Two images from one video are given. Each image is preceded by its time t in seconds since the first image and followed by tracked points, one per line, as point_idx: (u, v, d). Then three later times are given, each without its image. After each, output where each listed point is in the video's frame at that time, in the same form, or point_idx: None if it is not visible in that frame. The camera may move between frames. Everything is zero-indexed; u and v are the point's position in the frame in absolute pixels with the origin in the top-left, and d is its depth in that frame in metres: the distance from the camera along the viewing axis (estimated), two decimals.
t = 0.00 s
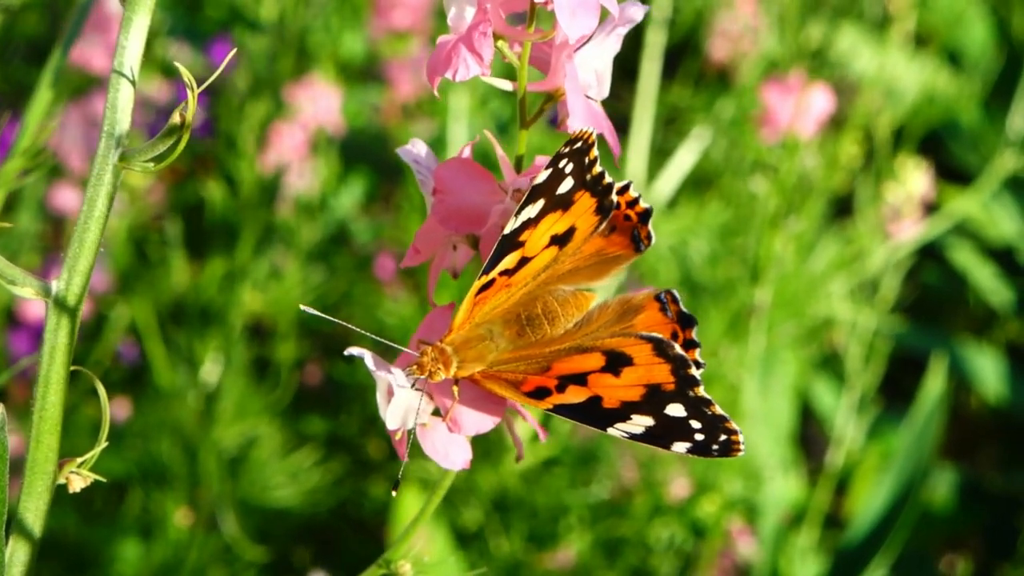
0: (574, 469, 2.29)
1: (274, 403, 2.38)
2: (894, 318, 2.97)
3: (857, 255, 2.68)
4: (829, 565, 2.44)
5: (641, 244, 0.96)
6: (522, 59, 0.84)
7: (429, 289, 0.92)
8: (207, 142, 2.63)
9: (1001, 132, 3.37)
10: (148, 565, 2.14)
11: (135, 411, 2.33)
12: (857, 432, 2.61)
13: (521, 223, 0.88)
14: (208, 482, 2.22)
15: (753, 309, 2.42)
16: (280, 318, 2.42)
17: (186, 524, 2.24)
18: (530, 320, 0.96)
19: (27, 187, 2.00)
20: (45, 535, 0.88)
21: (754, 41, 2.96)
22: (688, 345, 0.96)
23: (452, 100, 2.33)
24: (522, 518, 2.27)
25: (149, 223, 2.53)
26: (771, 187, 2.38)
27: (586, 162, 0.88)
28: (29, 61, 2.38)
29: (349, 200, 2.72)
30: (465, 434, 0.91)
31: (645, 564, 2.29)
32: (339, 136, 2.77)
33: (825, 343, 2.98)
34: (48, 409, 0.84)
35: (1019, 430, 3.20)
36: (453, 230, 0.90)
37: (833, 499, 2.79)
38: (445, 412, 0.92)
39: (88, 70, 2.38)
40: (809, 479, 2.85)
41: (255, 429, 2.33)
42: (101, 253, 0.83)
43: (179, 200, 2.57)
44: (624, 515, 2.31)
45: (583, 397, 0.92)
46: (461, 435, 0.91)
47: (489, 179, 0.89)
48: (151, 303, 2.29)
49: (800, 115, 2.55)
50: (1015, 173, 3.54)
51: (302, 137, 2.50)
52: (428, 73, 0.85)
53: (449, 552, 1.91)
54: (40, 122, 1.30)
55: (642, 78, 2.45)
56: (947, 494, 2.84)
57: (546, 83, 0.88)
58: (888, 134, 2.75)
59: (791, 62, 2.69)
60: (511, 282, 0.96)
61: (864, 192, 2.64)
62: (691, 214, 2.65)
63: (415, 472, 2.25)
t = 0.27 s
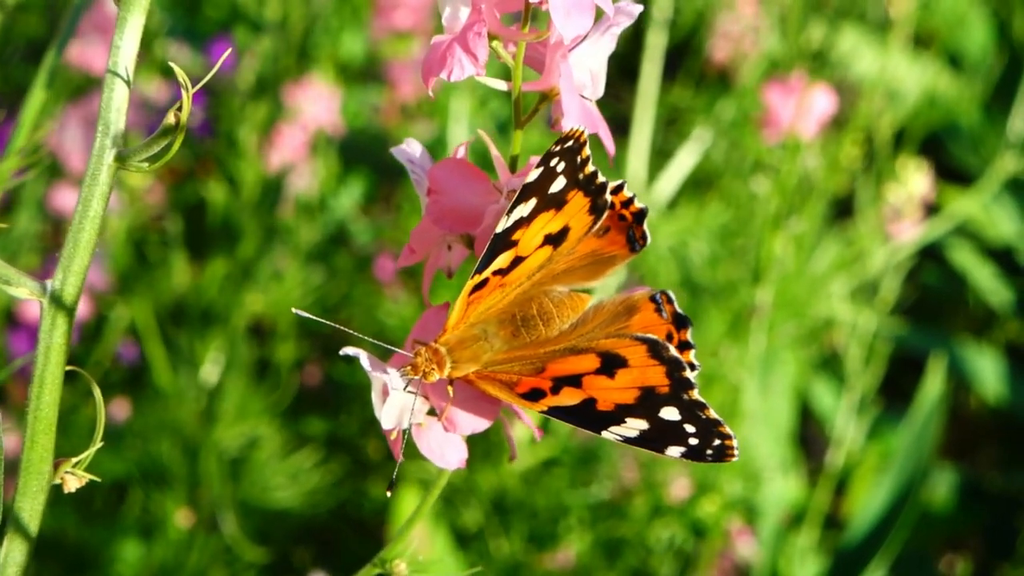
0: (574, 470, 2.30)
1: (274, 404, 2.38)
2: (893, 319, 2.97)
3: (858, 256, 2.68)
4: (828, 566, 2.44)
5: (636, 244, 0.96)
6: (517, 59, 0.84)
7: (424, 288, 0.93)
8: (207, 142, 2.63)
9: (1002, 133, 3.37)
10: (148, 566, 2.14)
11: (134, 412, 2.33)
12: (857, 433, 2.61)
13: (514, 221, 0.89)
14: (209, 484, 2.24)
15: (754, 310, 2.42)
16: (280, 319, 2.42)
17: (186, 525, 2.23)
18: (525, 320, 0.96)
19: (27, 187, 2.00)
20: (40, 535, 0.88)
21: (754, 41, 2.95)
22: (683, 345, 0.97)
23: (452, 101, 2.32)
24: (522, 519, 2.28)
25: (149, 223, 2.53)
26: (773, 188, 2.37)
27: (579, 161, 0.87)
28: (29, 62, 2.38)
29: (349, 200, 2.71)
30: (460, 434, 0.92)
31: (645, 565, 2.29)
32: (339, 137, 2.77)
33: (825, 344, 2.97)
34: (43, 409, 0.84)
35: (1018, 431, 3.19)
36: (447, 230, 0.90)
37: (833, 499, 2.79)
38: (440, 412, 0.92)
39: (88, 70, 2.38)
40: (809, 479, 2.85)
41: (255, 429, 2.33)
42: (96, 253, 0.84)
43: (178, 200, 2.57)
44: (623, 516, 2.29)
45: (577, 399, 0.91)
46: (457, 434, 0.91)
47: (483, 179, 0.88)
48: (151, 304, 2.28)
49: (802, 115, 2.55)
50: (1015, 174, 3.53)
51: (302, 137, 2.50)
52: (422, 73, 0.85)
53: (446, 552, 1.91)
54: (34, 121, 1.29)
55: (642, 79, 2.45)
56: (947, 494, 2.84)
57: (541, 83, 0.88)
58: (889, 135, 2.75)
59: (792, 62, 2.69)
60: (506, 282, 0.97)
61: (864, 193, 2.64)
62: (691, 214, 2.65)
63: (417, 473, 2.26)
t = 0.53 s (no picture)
0: (575, 469, 2.30)
1: (275, 405, 2.38)
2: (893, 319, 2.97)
3: (858, 257, 2.68)
4: (828, 565, 2.44)
5: (630, 240, 0.96)
6: (511, 56, 0.84)
7: (420, 285, 0.92)
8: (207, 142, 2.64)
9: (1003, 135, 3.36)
10: (148, 567, 2.14)
11: (135, 412, 2.33)
12: (857, 433, 2.60)
13: (510, 211, 0.88)
14: (212, 484, 2.25)
15: (755, 310, 2.41)
16: (280, 319, 2.42)
17: (187, 526, 2.23)
18: (521, 317, 0.96)
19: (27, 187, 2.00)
20: (36, 533, 0.88)
21: (755, 42, 2.95)
22: (676, 343, 0.96)
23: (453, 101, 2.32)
24: (522, 520, 2.28)
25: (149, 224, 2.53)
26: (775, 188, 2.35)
27: (574, 151, 0.87)
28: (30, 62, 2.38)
29: (349, 201, 2.72)
30: (455, 430, 0.92)
31: (646, 565, 2.28)
32: (339, 137, 2.77)
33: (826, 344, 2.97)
34: (39, 408, 0.84)
35: (1019, 431, 3.19)
36: (443, 227, 0.90)
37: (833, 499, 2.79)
38: (435, 408, 0.92)
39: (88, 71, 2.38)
40: (809, 479, 2.85)
41: (256, 429, 2.32)
42: (92, 251, 0.84)
43: (179, 200, 2.57)
44: (624, 516, 2.29)
45: (574, 394, 0.91)
46: (451, 431, 0.91)
47: (478, 176, 0.89)
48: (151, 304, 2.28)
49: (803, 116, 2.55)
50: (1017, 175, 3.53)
51: (303, 138, 2.50)
52: (418, 70, 0.86)
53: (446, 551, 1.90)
54: (31, 119, 1.29)
55: (642, 81, 2.46)
56: (947, 494, 2.84)
57: (535, 81, 0.88)
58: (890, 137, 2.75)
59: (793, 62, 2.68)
60: (500, 276, 0.97)
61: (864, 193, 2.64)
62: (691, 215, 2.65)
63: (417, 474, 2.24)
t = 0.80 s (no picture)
0: (575, 469, 2.30)
1: (275, 405, 2.38)
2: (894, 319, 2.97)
3: (859, 257, 2.68)
4: (828, 565, 2.44)
5: (629, 238, 0.96)
6: (511, 54, 0.84)
7: (420, 283, 0.93)
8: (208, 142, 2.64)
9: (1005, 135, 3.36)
10: (148, 566, 2.15)
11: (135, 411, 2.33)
12: (857, 433, 2.60)
13: (500, 210, 0.88)
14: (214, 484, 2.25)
15: (756, 310, 2.41)
16: (281, 319, 2.42)
17: (189, 525, 2.23)
18: (518, 314, 0.97)
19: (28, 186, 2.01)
20: (36, 531, 0.88)
21: (756, 42, 2.95)
22: (674, 339, 0.96)
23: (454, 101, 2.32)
24: (523, 520, 2.28)
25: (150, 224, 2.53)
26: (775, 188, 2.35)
27: (565, 149, 0.87)
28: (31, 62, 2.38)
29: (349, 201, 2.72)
30: (456, 428, 0.91)
31: (646, 566, 2.28)
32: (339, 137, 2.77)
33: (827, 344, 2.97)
34: (38, 406, 0.84)
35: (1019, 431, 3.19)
36: (442, 224, 0.90)
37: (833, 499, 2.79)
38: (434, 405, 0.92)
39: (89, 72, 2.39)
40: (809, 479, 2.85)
41: (258, 429, 2.33)
42: (91, 250, 0.84)
43: (180, 200, 2.57)
44: (624, 517, 2.29)
45: (567, 389, 0.92)
46: (452, 428, 0.91)
47: (477, 174, 0.89)
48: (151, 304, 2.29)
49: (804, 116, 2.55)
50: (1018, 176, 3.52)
51: (302, 138, 2.51)
52: (417, 67, 0.86)
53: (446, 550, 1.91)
54: (31, 118, 1.29)
55: (644, 80, 2.46)
56: (947, 494, 2.83)
57: (535, 78, 0.88)
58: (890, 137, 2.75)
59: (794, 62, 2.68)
60: (497, 274, 0.97)
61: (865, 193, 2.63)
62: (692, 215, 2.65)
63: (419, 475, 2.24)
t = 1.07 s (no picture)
0: (574, 470, 2.30)
1: (276, 405, 2.38)
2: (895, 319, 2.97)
3: (859, 258, 2.68)
4: (828, 566, 2.44)
5: (628, 237, 0.96)
6: (512, 54, 0.84)
7: (421, 285, 0.93)
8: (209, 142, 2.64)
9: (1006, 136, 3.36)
10: (147, 567, 2.15)
11: (135, 411, 2.33)
12: (857, 433, 2.61)
13: (508, 215, 0.88)
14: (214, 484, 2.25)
15: (756, 311, 2.41)
16: (281, 320, 2.42)
17: (189, 525, 2.24)
18: (519, 315, 0.97)
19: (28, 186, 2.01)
20: (37, 532, 0.88)
21: (757, 43, 2.95)
22: (676, 338, 0.97)
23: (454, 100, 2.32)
24: (523, 521, 2.28)
25: (150, 224, 2.53)
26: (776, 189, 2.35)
27: (572, 154, 0.87)
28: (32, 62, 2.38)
29: (349, 201, 2.72)
30: (458, 429, 0.92)
31: (646, 566, 2.28)
32: (339, 138, 2.77)
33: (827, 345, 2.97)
34: (39, 407, 0.84)
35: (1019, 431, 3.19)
36: (443, 225, 0.91)
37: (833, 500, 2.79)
38: (437, 406, 0.92)
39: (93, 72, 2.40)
40: (809, 480, 2.85)
41: (258, 430, 2.33)
42: (92, 251, 0.84)
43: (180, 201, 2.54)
44: (624, 517, 2.29)
45: (572, 390, 0.91)
46: (453, 430, 0.91)
47: (479, 176, 0.89)
48: (151, 304, 2.29)
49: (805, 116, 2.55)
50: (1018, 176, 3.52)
51: (303, 137, 2.50)
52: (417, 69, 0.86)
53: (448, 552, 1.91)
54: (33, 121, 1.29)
55: (645, 80, 2.46)
56: (946, 494, 2.83)
57: (536, 79, 0.88)
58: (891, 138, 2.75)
59: (795, 63, 2.68)
60: (499, 276, 0.96)
61: (865, 194, 2.63)
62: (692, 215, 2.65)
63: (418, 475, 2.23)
